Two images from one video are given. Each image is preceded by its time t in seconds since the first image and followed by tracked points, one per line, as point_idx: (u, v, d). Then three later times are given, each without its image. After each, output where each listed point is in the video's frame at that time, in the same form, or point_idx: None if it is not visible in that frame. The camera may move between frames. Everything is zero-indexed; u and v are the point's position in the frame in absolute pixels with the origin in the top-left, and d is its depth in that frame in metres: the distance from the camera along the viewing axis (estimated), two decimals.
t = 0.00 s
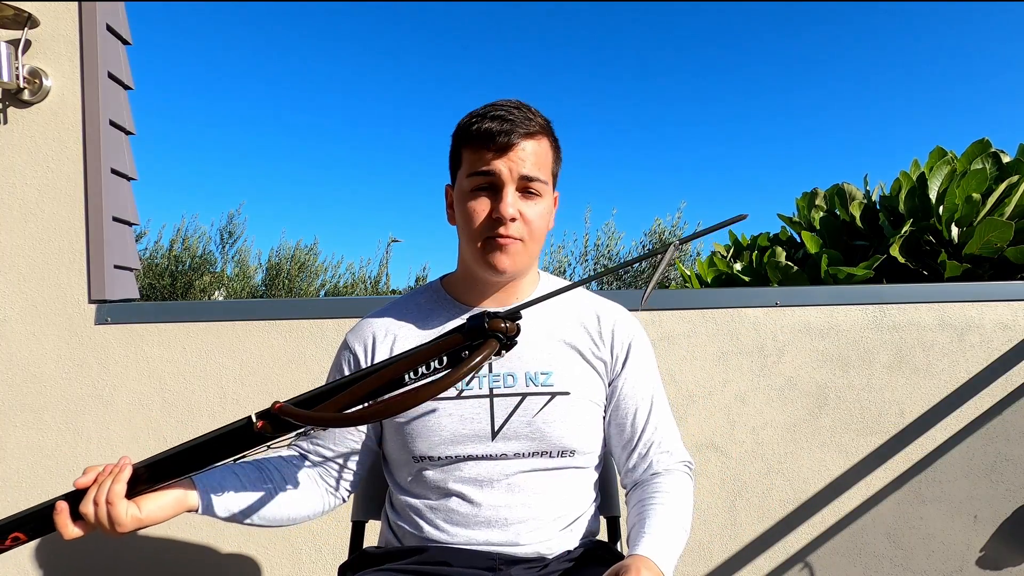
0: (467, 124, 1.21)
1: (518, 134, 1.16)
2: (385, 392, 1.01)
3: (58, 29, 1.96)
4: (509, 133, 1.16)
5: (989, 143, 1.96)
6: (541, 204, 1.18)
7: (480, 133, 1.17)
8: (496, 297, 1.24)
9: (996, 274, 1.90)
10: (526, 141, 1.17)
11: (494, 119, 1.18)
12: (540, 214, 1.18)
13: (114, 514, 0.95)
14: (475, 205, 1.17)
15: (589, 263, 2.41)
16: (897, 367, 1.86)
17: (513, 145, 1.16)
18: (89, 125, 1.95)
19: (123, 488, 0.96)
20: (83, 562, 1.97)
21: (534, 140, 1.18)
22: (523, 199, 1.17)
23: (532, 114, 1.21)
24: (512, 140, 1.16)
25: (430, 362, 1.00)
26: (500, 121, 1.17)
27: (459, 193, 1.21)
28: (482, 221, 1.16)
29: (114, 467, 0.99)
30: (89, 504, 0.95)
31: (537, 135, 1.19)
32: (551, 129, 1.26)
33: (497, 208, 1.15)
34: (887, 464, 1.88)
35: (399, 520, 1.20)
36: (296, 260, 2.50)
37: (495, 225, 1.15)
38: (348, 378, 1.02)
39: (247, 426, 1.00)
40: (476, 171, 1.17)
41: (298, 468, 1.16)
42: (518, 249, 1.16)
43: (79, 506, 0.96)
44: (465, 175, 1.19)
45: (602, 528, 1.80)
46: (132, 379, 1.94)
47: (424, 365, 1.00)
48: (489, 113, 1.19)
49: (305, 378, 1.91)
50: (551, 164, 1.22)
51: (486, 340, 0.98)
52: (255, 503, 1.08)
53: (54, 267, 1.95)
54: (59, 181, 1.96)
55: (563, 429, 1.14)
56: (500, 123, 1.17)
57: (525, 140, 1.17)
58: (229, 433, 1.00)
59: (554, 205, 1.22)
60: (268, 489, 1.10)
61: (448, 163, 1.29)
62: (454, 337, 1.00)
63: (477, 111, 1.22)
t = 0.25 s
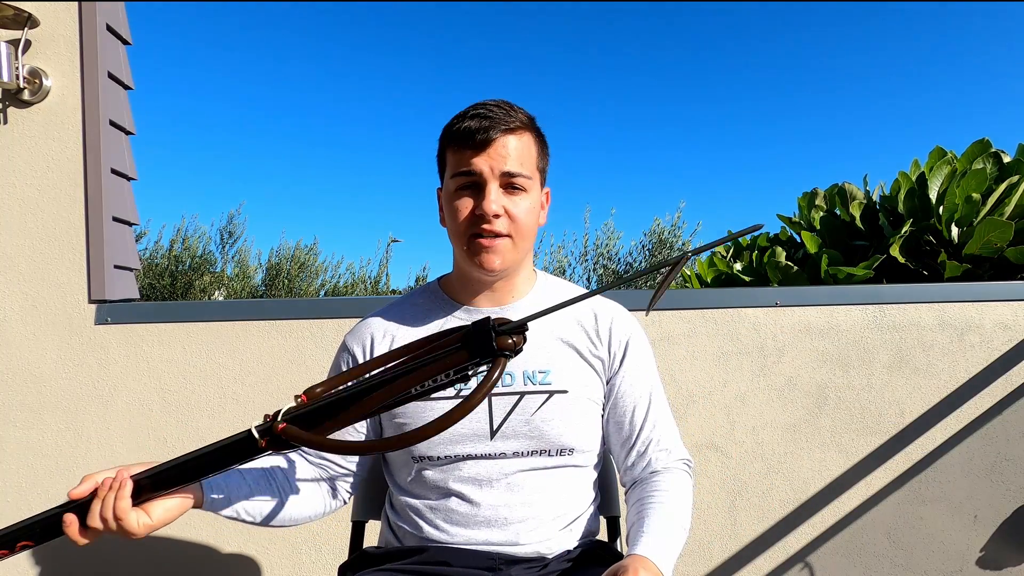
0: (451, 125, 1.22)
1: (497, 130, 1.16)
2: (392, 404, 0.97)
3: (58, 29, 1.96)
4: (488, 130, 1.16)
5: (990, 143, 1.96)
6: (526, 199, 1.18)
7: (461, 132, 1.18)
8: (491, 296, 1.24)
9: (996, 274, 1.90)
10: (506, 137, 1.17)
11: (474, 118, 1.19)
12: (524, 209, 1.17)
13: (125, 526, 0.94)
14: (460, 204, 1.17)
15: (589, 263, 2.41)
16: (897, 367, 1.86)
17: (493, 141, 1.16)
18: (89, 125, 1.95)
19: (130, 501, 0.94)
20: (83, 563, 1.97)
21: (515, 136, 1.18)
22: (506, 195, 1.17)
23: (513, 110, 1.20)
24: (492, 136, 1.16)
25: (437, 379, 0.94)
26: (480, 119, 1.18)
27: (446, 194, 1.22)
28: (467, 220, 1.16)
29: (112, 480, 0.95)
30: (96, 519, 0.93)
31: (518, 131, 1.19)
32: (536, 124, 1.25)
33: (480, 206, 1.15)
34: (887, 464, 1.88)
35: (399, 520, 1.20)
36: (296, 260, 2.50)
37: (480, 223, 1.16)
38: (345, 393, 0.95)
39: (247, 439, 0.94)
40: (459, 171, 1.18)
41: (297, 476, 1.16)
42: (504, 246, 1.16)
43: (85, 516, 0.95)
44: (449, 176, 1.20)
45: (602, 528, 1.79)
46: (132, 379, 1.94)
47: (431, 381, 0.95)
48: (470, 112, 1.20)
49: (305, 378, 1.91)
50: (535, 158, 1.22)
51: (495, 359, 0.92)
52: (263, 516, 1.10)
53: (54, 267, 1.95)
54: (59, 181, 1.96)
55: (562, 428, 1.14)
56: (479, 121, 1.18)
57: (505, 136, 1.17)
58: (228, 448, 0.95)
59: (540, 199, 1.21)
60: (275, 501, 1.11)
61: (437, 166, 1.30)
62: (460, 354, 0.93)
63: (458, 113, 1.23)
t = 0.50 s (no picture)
0: (442, 127, 1.23)
1: (488, 128, 1.17)
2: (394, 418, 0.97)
3: (58, 29, 1.97)
4: (478, 128, 1.17)
5: (990, 143, 1.96)
6: (519, 196, 1.18)
7: (453, 132, 1.19)
8: (489, 295, 1.23)
9: (996, 274, 1.90)
10: (497, 134, 1.18)
11: (464, 117, 1.19)
12: (518, 206, 1.17)
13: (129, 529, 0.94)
14: (454, 204, 1.17)
15: (589, 262, 2.41)
16: (897, 367, 1.86)
17: (484, 139, 1.17)
18: (89, 125, 1.95)
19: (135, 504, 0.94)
20: (83, 563, 1.97)
21: (506, 133, 1.19)
22: (500, 193, 1.17)
23: (503, 109, 1.21)
24: (483, 134, 1.16)
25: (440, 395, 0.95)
26: (470, 118, 1.19)
27: (440, 195, 1.21)
28: (462, 219, 1.16)
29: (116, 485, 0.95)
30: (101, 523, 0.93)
31: (509, 128, 1.20)
32: (526, 121, 1.26)
33: (474, 204, 1.15)
34: (887, 464, 1.88)
35: (398, 521, 1.20)
36: (296, 260, 2.50)
37: (475, 222, 1.15)
38: (348, 406, 0.96)
39: (251, 449, 0.96)
40: (452, 171, 1.18)
41: (297, 490, 1.15)
42: (500, 244, 1.16)
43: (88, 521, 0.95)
44: (443, 177, 1.20)
45: (603, 528, 1.79)
46: (132, 379, 1.94)
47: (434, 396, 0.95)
48: (460, 113, 1.21)
49: (305, 378, 1.91)
50: (527, 155, 1.22)
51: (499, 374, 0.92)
52: (261, 524, 1.10)
53: (54, 267, 1.95)
54: (59, 181, 1.96)
55: (561, 427, 1.14)
56: (470, 120, 1.18)
57: (496, 133, 1.18)
58: (232, 455, 0.96)
59: (534, 195, 1.21)
60: (272, 514, 1.10)
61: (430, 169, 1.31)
62: (463, 369, 0.93)
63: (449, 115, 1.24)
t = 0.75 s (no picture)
0: (440, 127, 1.23)
1: (487, 127, 1.16)
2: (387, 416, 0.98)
3: (58, 29, 1.96)
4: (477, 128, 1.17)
5: (990, 143, 1.96)
6: (519, 195, 1.18)
7: (452, 132, 1.19)
8: (488, 295, 1.23)
9: (996, 274, 1.89)
10: (496, 133, 1.17)
11: (463, 117, 1.19)
12: (518, 205, 1.17)
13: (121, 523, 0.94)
14: (454, 204, 1.17)
15: (589, 262, 2.41)
16: (897, 367, 1.86)
17: (483, 139, 1.16)
18: (89, 125, 1.95)
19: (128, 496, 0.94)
20: (83, 563, 1.97)
21: (505, 132, 1.19)
22: (500, 192, 1.17)
23: (501, 108, 1.21)
24: (482, 134, 1.16)
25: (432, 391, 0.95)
26: (468, 118, 1.18)
27: (439, 195, 1.21)
28: (462, 219, 1.16)
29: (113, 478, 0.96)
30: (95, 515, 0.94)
31: (508, 127, 1.19)
32: (524, 120, 1.26)
33: (474, 204, 1.15)
34: (887, 464, 1.88)
35: (398, 521, 1.20)
36: (296, 260, 2.50)
37: (475, 221, 1.16)
38: (343, 400, 0.97)
39: (246, 444, 0.95)
40: (451, 170, 1.18)
41: (294, 489, 1.15)
42: (501, 243, 1.16)
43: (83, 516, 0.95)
44: (442, 176, 1.20)
45: (603, 527, 1.79)
46: (132, 379, 1.94)
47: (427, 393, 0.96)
48: (458, 112, 1.21)
49: (305, 378, 1.91)
50: (525, 154, 1.22)
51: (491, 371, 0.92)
52: (255, 523, 1.09)
53: (54, 267, 1.95)
54: (59, 181, 1.96)
55: (560, 427, 1.14)
56: (468, 120, 1.18)
57: (495, 132, 1.18)
58: (228, 450, 0.96)
59: (533, 194, 1.22)
60: (266, 512, 1.10)
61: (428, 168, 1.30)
62: (456, 365, 0.94)
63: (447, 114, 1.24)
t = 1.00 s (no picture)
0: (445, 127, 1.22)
1: (495, 130, 1.16)
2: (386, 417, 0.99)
3: (58, 29, 1.96)
4: (485, 131, 1.16)
5: (991, 143, 1.95)
6: (526, 198, 1.18)
7: (459, 133, 1.18)
8: (490, 296, 1.24)
9: (996, 274, 1.89)
10: (504, 137, 1.17)
11: (471, 118, 1.18)
12: (525, 208, 1.18)
13: (121, 523, 0.95)
14: (460, 206, 1.17)
15: (589, 262, 2.41)
16: (897, 367, 1.86)
17: (491, 142, 1.16)
18: (89, 125, 1.95)
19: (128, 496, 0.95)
20: (83, 563, 1.97)
21: (512, 135, 1.19)
22: (507, 196, 1.17)
23: (509, 111, 1.20)
24: (490, 137, 1.16)
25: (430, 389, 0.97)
26: (476, 119, 1.18)
27: (444, 195, 1.21)
28: (469, 221, 1.16)
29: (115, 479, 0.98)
30: (96, 515, 0.95)
31: (515, 130, 1.19)
32: (530, 123, 1.26)
33: (481, 207, 1.15)
34: (887, 464, 1.88)
35: (398, 521, 1.20)
36: (296, 260, 2.50)
37: (482, 224, 1.16)
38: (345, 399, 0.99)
39: (247, 444, 0.98)
40: (458, 172, 1.17)
41: (297, 486, 1.15)
42: (507, 246, 1.16)
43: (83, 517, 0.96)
44: (448, 177, 1.19)
45: (603, 527, 1.79)
46: (132, 379, 1.94)
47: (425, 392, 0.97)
48: (465, 113, 1.20)
49: (305, 378, 1.91)
50: (532, 157, 1.22)
51: (488, 367, 0.94)
52: (250, 524, 1.09)
53: (54, 268, 1.95)
54: (59, 181, 1.96)
55: (560, 427, 1.14)
56: (476, 122, 1.17)
57: (502, 136, 1.17)
58: (229, 450, 0.99)
59: (539, 198, 1.22)
60: (264, 513, 1.10)
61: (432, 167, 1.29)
62: (454, 364, 0.96)
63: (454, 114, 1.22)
